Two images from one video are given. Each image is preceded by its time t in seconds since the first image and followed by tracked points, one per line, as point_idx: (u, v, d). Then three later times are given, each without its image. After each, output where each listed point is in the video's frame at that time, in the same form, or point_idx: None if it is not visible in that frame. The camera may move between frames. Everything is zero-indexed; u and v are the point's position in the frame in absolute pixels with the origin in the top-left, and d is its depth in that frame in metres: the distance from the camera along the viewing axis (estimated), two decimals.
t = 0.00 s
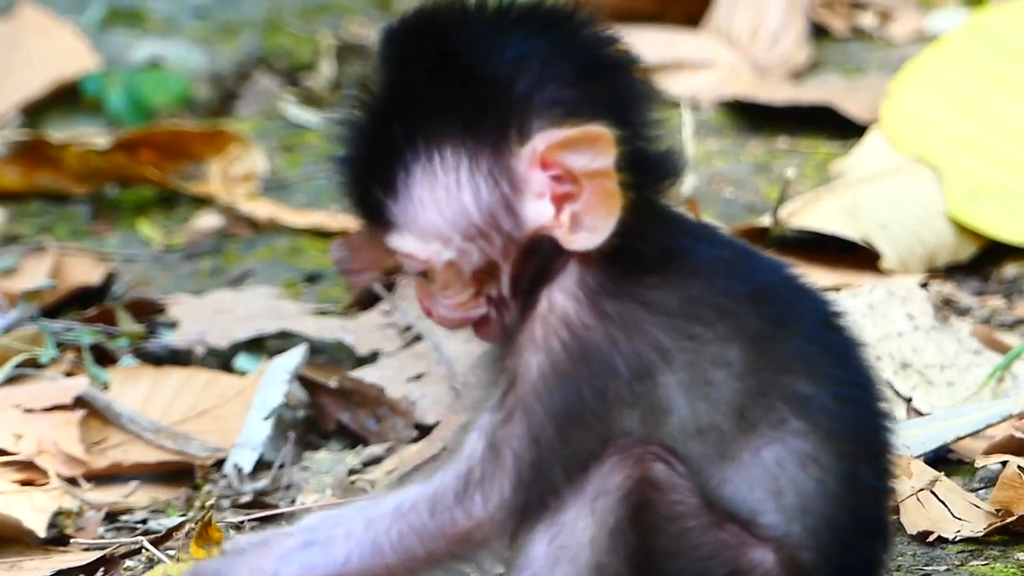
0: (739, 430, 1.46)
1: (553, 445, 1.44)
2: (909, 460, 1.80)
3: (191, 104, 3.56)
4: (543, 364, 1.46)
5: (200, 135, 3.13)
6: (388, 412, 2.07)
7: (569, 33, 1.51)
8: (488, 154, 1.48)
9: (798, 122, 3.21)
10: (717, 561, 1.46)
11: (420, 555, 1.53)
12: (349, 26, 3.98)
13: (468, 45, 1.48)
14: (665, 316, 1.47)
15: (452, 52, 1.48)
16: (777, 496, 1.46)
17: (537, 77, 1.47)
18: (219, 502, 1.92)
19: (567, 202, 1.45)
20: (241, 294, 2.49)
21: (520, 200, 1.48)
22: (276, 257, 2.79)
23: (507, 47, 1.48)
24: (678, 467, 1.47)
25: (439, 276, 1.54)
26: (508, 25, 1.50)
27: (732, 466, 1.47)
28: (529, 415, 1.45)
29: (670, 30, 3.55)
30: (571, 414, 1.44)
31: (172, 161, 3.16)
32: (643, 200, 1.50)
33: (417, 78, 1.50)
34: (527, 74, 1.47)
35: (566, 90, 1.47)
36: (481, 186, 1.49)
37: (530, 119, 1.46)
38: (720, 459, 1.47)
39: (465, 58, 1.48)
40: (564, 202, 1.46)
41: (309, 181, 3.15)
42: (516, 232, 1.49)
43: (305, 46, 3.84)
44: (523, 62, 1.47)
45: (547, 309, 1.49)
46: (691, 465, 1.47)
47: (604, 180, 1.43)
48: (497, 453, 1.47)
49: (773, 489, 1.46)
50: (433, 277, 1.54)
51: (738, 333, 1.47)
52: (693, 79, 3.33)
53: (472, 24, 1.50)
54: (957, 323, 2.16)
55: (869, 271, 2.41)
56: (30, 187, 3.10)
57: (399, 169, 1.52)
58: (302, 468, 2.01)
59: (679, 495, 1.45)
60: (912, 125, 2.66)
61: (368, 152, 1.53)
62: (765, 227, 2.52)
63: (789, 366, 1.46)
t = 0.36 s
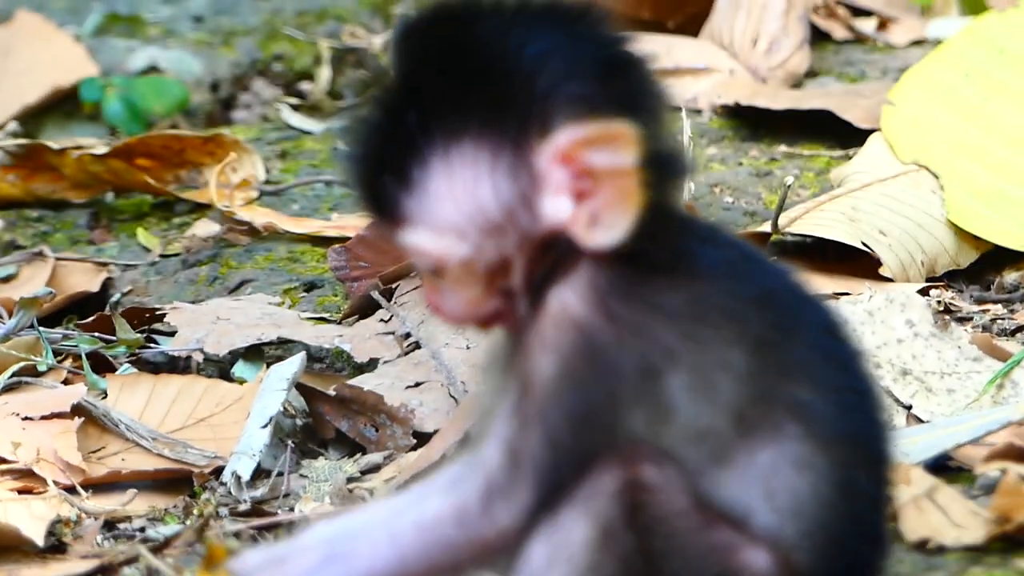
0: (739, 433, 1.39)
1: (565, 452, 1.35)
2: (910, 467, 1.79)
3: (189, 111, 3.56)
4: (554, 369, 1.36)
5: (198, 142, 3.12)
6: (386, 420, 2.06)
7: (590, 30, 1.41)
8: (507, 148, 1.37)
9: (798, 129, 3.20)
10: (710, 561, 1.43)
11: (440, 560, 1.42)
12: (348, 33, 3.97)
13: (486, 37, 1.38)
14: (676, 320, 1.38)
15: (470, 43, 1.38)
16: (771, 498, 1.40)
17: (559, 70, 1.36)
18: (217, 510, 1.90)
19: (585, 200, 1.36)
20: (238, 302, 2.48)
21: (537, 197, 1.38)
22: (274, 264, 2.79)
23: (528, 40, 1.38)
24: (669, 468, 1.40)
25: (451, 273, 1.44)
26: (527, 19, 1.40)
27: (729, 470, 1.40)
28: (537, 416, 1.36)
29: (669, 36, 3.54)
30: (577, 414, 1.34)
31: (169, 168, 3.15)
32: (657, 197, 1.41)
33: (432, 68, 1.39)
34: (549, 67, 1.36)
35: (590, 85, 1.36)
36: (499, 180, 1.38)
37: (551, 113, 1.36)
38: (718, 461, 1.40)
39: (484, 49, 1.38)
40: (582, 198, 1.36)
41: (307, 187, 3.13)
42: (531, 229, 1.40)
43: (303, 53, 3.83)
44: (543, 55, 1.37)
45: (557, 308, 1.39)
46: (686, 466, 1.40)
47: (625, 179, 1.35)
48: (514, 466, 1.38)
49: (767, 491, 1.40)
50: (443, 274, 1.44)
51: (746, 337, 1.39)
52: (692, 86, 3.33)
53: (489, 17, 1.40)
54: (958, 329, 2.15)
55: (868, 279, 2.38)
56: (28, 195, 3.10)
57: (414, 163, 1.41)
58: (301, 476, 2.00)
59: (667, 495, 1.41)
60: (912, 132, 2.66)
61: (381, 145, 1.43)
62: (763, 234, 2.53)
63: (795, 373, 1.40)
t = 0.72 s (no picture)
0: (741, 443, 1.35)
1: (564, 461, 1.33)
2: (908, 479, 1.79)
3: (187, 123, 3.56)
4: (551, 381, 1.34)
5: (195, 154, 3.11)
6: (383, 432, 2.05)
7: (583, 43, 1.38)
8: (501, 162, 1.35)
9: (796, 142, 3.21)
10: None
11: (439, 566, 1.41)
12: (346, 44, 3.98)
13: (477, 51, 1.36)
14: (675, 329, 1.35)
15: (462, 58, 1.36)
16: (776, 511, 1.35)
17: (551, 84, 1.34)
18: (215, 521, 1.89)
19: (579, 213, 1.34)
20: (236, 314, 2.47)
21: (533, 212, 1.35)
22: (272, 276, 2.78)
23: (519, 53, 1.35)
24: (674, 483, 1.36)
25: (450, 290, 1.41)
26: (519, 33, 1.37)
27: (732, 478, 1.35)
28: (531, 423, 1.34)
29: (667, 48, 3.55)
30: (569, 416, 1.33)
31: (167, 179, 3.15)
32: (652, 207, 1.38)
33: (424, 84, 1.37)
34: (541, 79, 1.34)
35: (583, 97, 1.34)
36: (495, 195, 1.36)
37: (543, 126, 1.33)
38: (720, 472, 1.35)
39: (475, 63, 1.35)
40: (575, 210, 1.34)
41: (304, 200, 3.13)
42: (527, 242, 1.37)
43: (301, 65, 3.83)
44: (535, 68, 1.34)
45: (552, 314, 1.37)
46: (687, 480, 1.36)
47: (615, 190, 1.33)
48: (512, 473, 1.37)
49: (773, 504, 1.35)
50: (442, 292, 1.41)
51: (744, 348, 1.35)
52: (690, 98, 3.33)
53: (480, 31, 1.38)
54: (955, 341, 2.15)
55: (866, 292, 2.39)
56: (26, 207, 3.10)
57: (409, 180, 1.38)
58: (298, 488, 2.00)
59: (673, 514, 1.36)
60: (911, 146, 2.66)
61: (374, 164, 1.40)
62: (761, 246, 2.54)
63: (796, 386, 1.36)
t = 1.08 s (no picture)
0: (743, 445, 1.35)
1: (571, 462, 1.33)
2: (901, 485, 1.79)
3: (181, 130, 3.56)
4: (555, 381, 1.33)
5: (189, 160, 3.11)
6: (377, 438, 2.05)
7: (568, 33, 1.38)
8: (494, 159, 1.35)
9: (790, 147, 3.21)
10: None
11: None
12: (340, 51, 3.98)
13: (466, 49, 1.36)
14: (675, 326, 1.35)
15: (451, 58, 1.36)
16: (776, 514, 1.36)
17: (540, 77, 1.34)
18: (209, 527, 1.90)
19: (573, 203, 1.34)
20: (230, 320, 2.47)
21: (528, 205, 1.35)
22: (266, 282, 2.78)
23: (507, 47, 1.35)
24: (668, 486, 1.36)
25: (455, 291, 1.40)
26: (506, 30, 1.37)
27: (733, 478, 1.36)
28: (536, 424, 1.34)
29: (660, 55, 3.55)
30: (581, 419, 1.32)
31: (161, 186, 3.15)
32: (646, 204, 1.38)
33: (416, 85, 1.37)
34: (530, 73, 1.34)
35: (572, 87, 1.34)
36: (491, 188, 1.36)
37: (534, 118, 1.33)
38: (720, 474, 1.36)
39: (464, 62, 1.35)
40: (570, 199, 1.34)
41: (298, 206, 3.13)
42: (526, 234, 1.37)
43: (295, 71, 3.83)
44: (523, 62, 1.34)
45: (554, 312, 1.37)
46: (688, 483, 1.36)
47: (607, 177, 1.33)
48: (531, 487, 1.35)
49: (772, 506, 1.36)
50: (448, 295, 1.40)
51: (742, 346, 1.36)
52: (683, 104, 3.34)
53: (468, 31, 1.37)
54: (949, 348, 2.15)
55: (858, 297, 2.40)
56: (20, 213, 3.10)
57: (406, 182, 1.38)
58: (292, 495, 1.99)
59: (667, 519, 1.36)
60: (904, 152, 2.67)
61: (372, 169, 1.40)
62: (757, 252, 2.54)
63: (795, 385, 1.36)
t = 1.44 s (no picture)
0: (707, 459, 1.37)
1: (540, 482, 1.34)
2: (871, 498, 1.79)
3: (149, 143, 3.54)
4: (523, 400, 1.35)
5: (158, 174, 3.11)
6: (346, 452, 2.03)
7: (501, 60, 1.36)
8: (426, 188, 1.32)
9: (759, 160, 3.22)
10: None
11: None
12: (308, 64, 3.96)
13: (398, 77, 1.34)
14: (643, 341, 1.37)
15: (384, 87, 1.34)
16: (746, 530, 1.38)
17: (471, 105, 1.31)
18: (177, 541, 1.88)
19: (502, 234, 1.31)
20: (199, 334, 2.46)
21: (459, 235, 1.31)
22: (234, 296, 2.77)
23: (438, 76, 1.33)
24: (640, 504, 1.38)
25: (398, 323, 1.37)
26: (437, 57, 1.35)
27: (697, 491, 1.38)
28: (502, 444, 1.35)
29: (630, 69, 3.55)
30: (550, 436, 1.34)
31: (129, 200, 3.14)
32: (589, 227, 1.39)
33: (351, 115, 1.34)
34: (460, 99, 1.31)
35: (504, 114, 1.32)
36: (422, 220, 1.33)
37: (465, 147, 1.30)
38: (685, 489, 1.38)
39: (396, 92, 1.33)
40: (499, 231, 1.31)
41: (266, 220, 3.11)
42: (460, 264, 1.34)
43: (264, 84, 3.81)
44: (455, 90, 1.32)
45: (518, 336, 1.37)
46: (654, 498, 1.39)
47: (528, 211, 1.30)
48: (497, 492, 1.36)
49: (741, 521, 1.38)
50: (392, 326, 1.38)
51: (707, 363, 1.37)
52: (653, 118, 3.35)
53: (402, 59, 1.35)
54: (917, 361, 2.16)
55: (825, 309, 2.42)
56: None
57: (343, 214, 1.35)
58: (260, 508, 1.97)
59: (639, 537, 1.38)
60: (872, 166, 2.69)
61: (311, 201, 1.37)
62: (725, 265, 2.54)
63: (757, 403, 1.37)
